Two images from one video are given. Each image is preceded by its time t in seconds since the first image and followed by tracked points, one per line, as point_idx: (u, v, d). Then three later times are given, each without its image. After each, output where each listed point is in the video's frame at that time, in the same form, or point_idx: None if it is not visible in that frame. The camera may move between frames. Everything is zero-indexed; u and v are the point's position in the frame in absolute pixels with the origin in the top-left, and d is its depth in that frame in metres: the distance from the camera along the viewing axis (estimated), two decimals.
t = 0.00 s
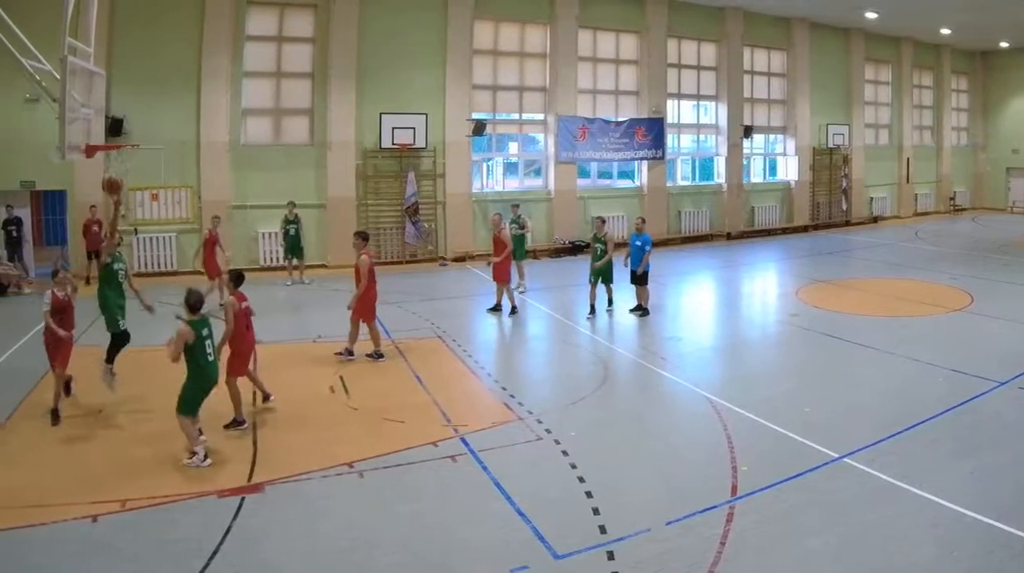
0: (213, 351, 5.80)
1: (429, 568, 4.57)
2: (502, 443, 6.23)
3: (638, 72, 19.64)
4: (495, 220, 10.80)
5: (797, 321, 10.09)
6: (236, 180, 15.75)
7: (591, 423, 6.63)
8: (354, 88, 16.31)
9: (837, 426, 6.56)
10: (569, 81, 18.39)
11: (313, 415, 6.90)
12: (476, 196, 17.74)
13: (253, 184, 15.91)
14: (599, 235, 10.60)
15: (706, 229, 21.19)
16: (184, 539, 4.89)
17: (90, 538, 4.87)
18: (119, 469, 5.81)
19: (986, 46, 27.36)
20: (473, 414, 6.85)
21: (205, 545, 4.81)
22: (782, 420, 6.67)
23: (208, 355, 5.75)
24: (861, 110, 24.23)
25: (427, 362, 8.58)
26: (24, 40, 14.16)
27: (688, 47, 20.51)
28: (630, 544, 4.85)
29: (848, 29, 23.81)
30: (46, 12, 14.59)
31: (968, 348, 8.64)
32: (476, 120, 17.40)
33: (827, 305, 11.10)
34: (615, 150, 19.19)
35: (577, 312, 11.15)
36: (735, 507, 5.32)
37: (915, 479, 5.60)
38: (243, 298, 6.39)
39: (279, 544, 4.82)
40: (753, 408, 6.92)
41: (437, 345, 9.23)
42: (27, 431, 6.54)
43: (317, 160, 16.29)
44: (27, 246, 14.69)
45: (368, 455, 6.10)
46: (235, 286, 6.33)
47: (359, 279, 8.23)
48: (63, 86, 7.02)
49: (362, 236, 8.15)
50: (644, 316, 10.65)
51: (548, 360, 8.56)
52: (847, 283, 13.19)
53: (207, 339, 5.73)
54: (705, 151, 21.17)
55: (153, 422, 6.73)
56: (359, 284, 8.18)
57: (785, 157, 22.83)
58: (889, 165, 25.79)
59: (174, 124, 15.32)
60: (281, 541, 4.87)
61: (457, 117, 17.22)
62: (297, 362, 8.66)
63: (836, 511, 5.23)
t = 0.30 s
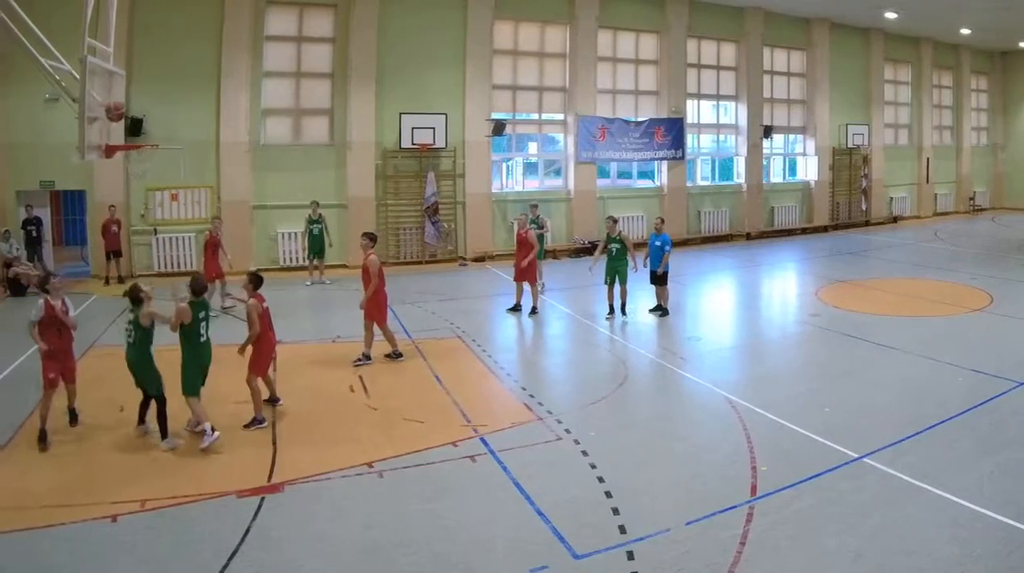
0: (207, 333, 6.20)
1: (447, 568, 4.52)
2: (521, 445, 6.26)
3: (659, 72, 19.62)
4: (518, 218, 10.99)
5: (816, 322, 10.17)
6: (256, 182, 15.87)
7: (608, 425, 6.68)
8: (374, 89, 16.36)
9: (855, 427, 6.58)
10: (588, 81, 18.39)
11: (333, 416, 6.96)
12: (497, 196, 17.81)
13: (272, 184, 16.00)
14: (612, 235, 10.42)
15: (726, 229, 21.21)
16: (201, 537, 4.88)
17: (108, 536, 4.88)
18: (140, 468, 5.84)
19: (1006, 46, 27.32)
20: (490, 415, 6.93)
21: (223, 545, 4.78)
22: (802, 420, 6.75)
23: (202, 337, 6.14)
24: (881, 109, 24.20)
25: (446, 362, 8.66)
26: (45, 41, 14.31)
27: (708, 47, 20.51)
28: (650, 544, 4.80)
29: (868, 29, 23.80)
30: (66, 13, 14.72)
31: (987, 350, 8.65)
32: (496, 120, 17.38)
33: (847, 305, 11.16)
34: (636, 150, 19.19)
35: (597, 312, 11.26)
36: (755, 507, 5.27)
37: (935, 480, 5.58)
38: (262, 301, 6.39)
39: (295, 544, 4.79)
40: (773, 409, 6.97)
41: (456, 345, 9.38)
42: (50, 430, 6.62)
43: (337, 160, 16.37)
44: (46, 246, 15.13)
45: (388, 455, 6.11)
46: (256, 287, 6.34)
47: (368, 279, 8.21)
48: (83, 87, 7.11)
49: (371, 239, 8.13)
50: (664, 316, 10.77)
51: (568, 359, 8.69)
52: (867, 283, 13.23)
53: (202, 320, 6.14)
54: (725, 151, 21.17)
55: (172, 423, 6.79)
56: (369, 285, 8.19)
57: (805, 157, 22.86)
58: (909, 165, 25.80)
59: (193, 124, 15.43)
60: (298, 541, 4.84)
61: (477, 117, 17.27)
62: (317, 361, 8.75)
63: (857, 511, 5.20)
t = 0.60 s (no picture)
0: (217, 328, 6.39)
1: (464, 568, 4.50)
2: (540, 445, 6.26)
3: (676, 72, 19.63)
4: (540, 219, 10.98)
5: (834, 322, 10.18)
6: (274, 181, 15.89)
7: (626, 425, 6.67)
8: (390, 89, 16.35)
9: (871, 428, 6.58)
10: (606, 80, 18.39)
11: (351, 416, 6.97)
12: (514, 196, 17.80)
13: (288, 184, 16.02)
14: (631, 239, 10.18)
15: (743, 229, 21.21)
16: (218, 536, 4.86)
17: (126, 535, 4.87)
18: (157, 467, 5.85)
19: None
20: (510, 415, 6.94)
21: (240, 545, 4.76)
22: (820, 421, 6.76)
23: (212, 332, 6.33)
24: (898, 109, 24.20)
25: (462, 361, 8.70)
26: (62, 41, 14.38)
27: (725, 47, 20.52)
28: (668, 544, 4.77)
29: (886, 29, 23.81)
30: (83, 14, 14.77)
31: (1004, 351, 8.64)
32: (513, 120, 17.42)
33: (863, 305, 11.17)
34: (653, 150, 19.21)
35: (613, 312, 11.27)
36: (772, 507, 5.25)
37: (952, 481, 5.57)
38: (283, 292, 6.53)
39: (312, 543, 4.78)
40: (791, 409, 6.98)
41: (474, 345, 9.40)
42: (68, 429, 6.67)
43: (353, 160, 16.37)
44: (63, 246, 15.05)
45: (405, 455, 6.12)
46: (275, 280, 6.55)
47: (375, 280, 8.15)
48: (100, 86, 7.10)
49: (374, 238, 8.11)
50: (681, 316, 10.79)
51: (587, 358, 8.71)
52: (884, 283, 13.23)
53: (210, 316, 6.32)
54: (742, 151, 21.19)
55: (189, 423, 6.82)
56: (376, 286, 8.15)
57: (822, 157, 22.86)
58: (926, 165, 25.79)
59: (209, 123, 15.47)
60: (314, 540, 4.83)
61: (495, 117, 17.28)
62: (338, 361, 8.77)
63: (876, 511, 5.17)
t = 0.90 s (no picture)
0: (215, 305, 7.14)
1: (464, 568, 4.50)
2: (540, 445, 6.26)
3: (676, 72, 19.64)
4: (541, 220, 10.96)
5: (834, 322, 10.18)
6: (273, 181, 15.89)
7: (626, 426, 6.67)
8: (390, 88, 16.35)
9: (871, 428, 6.58)
10: (606, 80, 18.39)
11: (351, 417, 6.97)
12: (514, 196, 17.80)
13: (289, 184, 16.02)
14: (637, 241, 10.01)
15: (743, 228, 21.21)
16: (217, 536, 4.86)
17: (125, 535, 4.87)
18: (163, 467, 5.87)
19: None
20: (509, 415, 6.93)
21: (240, 545, 4.75)
22: (820, 421, 6.76)
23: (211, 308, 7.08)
24: (898, 109, 24.20)
25: (461, 361, 8.70)
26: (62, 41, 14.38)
27: (725, 47, 20.52)
28: (668, 544, 4.77)
29: (886, 29, 23.81)
30: (83, 14, 14.77)
31: (1004, 351, 8.65)
32: (513, 120, 17.41)
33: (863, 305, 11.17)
34: (653, 150, 19.21)
35: (613, 312, 11.27)
36: (772, 507, 5.24)
37: (952, 481, 5.56)
38: (289, 293, 6.55)
39: (312, 544, 4.77)
40: (791, 409, 6.98)
41: (474, 345, 9.40)
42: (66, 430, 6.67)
43: (352, 160, 16.37)
44: (63, 246, 15.03)
45: (405, 455, 6.12)
46: (282, 281, 6.56)
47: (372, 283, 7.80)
48: (101, 86, 7.10)
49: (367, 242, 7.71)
50: (681, 316, 10.79)
51: (587, 358, 8.70)
52: (885, 283, 13.23)
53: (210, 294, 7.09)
54: (742, 151, 21.19)
55: (190, 422, 6.82)
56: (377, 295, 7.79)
57: (822, 157, 22.86)
58: (926, 165, 25.78)
59: (210, 123, 15.48)
60: (314, 540, 4.83)
61: (495, 117, 17.28)
62: (338, 361, 8.78)
63: (877, 512, 5.17)
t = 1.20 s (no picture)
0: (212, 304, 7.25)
1: (465, 568, 4.50)
2: (540, 444, 6.27)
3: (676, 72, 19.63)
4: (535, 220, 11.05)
5: (834, 322, 10.18)
6: (273, 182, 15.89)
7: (625, 426, 6.67)
8: (390, 88, 16.35)
9: (871, 428, 6.59)
10: (606, 80, 18.40)
11: (351, 416, 6.98)
12: (514, 196, 17.82)
13: (289, 184, 16.02)
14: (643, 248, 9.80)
15: (742, 229, 21.21)
16: (217, 537, 4.85)
17: (124, 537, 4.85)
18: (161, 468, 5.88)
19: None
20: (508, 415, 6.93)
21: (241, 546, 4.75)
22: (820, 421, 6.76)
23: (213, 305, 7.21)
24: (898, 109, 24.20)
25: (460, 362, 8.71)
26: (62, 41, 14.37)
27: (725, 47, 20.52)
28: (668, 545, 4.77)
29: (886, 29, 23.81)
30: (82, 14, 14.77)
31: (1003, 351, 8.66)
32: (513, 120, 17.41)
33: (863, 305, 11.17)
34: (653, 150, 19.22)
35: (613, 312, 11.27)
36: (772, 507, 5.24)
37: (952, 481, 5.57)
38: (300, 296, 6.48)
39: (312, 544, 4.77)
40: (791, 409, 6.98)
41: (473, 345, 9.41)
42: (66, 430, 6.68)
43: (352, 160, 16.38)
44: (63, 246, 15.04)
45: (405, 455, 6.12)
46: (289, 283, 6.48)
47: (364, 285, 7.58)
48: (100, 86, 7.09)
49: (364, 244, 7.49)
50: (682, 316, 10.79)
51: (588, 358, 8.68)
52: (885, 283, 13.24)
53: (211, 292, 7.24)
54: (742, 151, 21.20)
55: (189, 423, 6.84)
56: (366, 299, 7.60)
57: (822, 157, 22.86)
58: (926, 165, 25.79)
59: (210, 123, 15.48)
60: (314, 540, 4.83)
61: (494, 117, 17.28)
62: (337, 361, 8.80)
63: (876, 512, 5.17)
